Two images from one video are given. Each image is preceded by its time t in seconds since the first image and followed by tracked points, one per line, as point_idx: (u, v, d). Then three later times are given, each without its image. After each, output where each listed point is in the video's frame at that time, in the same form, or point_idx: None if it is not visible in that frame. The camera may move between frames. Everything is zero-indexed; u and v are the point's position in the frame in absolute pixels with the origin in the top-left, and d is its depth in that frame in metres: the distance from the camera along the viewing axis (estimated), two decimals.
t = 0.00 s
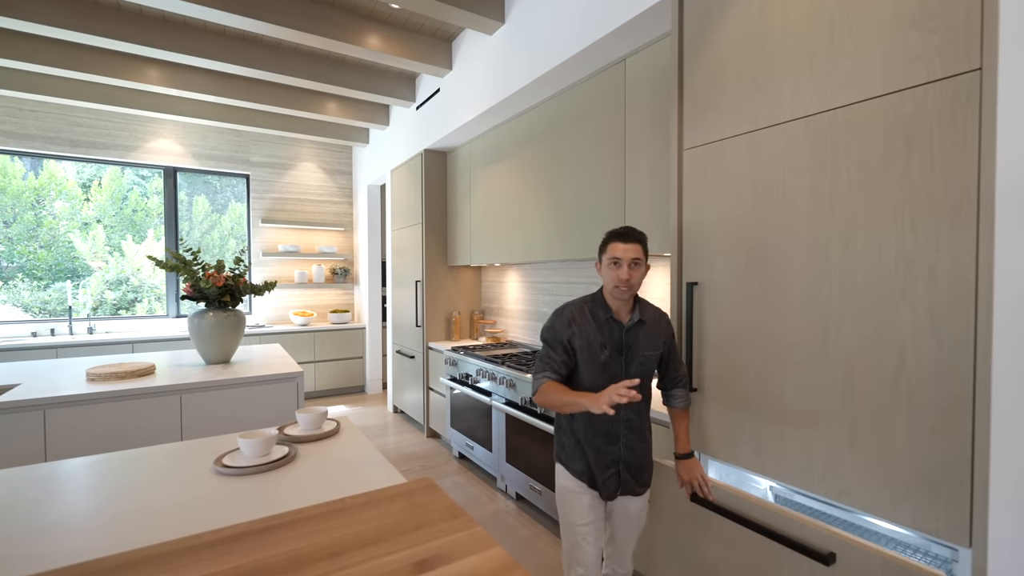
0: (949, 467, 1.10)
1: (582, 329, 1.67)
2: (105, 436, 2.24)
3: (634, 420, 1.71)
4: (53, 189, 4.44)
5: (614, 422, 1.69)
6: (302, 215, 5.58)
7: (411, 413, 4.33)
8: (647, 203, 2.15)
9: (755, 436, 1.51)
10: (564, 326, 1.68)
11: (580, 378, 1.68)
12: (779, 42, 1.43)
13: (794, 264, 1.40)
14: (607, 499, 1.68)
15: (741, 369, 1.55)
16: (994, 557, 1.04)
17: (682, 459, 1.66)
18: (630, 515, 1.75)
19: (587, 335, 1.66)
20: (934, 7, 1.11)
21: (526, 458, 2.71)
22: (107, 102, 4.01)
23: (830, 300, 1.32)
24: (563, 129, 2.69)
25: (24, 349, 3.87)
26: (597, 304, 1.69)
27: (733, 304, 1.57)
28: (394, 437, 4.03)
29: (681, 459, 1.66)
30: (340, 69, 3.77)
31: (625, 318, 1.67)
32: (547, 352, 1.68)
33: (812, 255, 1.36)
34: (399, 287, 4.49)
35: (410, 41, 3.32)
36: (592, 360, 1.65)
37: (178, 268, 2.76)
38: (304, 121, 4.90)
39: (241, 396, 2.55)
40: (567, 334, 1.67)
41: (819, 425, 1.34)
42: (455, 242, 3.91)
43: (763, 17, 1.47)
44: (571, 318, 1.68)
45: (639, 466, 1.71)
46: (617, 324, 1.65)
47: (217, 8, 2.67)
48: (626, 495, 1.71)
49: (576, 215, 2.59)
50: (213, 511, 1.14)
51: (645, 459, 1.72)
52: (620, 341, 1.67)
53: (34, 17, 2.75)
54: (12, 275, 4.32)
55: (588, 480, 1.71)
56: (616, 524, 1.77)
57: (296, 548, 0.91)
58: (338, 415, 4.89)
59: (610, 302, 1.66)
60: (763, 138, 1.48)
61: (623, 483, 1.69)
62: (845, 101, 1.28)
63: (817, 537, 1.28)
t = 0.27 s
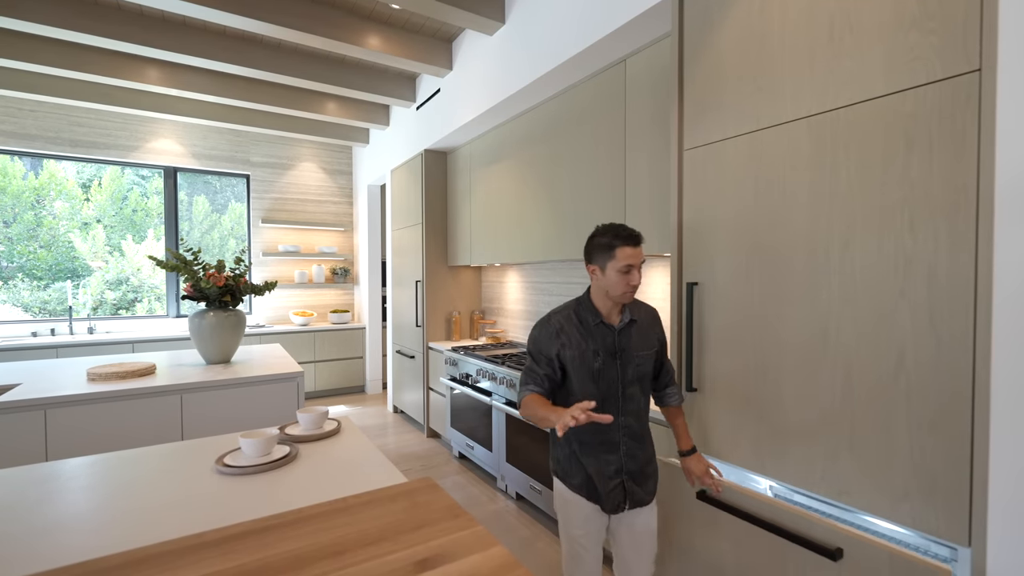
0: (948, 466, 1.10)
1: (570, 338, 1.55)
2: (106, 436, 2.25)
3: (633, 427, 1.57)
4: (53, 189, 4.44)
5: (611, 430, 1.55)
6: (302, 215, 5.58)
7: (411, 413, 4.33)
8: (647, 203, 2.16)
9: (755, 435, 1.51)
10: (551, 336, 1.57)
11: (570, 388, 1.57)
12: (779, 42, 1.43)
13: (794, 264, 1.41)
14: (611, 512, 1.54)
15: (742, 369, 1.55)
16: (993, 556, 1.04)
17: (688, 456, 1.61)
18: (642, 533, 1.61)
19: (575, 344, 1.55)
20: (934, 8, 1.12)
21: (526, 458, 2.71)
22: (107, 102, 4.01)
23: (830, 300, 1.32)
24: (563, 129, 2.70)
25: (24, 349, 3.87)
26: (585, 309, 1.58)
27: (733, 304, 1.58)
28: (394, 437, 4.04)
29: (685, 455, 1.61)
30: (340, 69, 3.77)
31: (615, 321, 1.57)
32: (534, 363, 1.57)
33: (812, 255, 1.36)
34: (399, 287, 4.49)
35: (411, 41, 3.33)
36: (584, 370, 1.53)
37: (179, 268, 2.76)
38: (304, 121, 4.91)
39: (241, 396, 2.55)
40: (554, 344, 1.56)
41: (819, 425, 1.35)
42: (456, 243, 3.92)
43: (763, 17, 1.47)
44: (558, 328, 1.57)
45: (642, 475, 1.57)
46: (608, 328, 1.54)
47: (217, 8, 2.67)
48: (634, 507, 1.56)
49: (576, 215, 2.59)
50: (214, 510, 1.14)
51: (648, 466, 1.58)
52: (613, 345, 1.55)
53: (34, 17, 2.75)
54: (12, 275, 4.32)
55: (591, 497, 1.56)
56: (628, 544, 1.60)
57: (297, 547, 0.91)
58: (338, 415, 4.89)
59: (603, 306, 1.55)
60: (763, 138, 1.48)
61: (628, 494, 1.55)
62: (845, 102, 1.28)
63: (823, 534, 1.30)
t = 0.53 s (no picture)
0: (945, 466, 1.11)
1: (570, 336, 1.55)
2: (106, 436, 2.25)
3: (631, 431, 1.54)
4: (53, 190, 4.45)
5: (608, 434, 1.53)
6: (302, 215, 5.59)
7: (411, 413, 4.34)
8: (646, 203, 2.17)
9: (754, 435, 1.52)
10: (552, 334, 1.57)
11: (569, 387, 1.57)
12: (777, 44, 1.44)
13: (792, 265, 1.41)
14: (603, 517, 1.52)
15: (740, 369, 1.56)
16: (989, 554, 1.05)
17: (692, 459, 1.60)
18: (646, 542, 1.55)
19: (575, 342, 1.54)
20: (930, 10, 1.12)
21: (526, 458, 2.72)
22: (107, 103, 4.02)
23: (828, 301, 1.33)
24: (562, 130, 2.70)
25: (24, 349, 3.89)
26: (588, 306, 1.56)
27: (731, 305, 1.58)
28: (394, 437, 4.04)
29: (689, 459, 1.60)
30: (340, 70, 3.78)
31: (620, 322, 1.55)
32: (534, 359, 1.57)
33: (810, 256, 1.37)
34: (399, 287, 4.50)
35: (410, 42, 3.33)
36: (582, 370, 1.52)
37: (179, 269, 2.77)
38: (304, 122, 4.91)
39: (242, 396, 2.56)
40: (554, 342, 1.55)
41: (817, 424, 1.36)
42: (455, 243, 3.93)
43: (761, 20, 1.48)
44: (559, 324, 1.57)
45: (639, 482, 1.53)
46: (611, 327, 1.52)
47: (217, 10, 2.68)
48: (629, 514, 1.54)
49: (575, 216, 2.60)
50: (216, 510, 1.15)
51: (646, 474, 1.55)
52: (614, 346, 1.53)
53: (34, 18, 2.76)
54: (12, 276, 4.33)
55: (585, 499, 1.55)
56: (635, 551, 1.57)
57: (298, 546, 0.92)
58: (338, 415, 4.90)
59: (605, 304, 1.54)
60: (761, 140, 1.49)
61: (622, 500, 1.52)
62: (842, 104, 1.29)
63: (826, 528, 1.34)
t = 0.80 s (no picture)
0: (938, 466, 1.12)
1: (573, 329, 1.56)
2: (107, 436, 2.26)
3: (629, 436, 1.47)
4: (52, 190, 4.46)
5: (601, 435, 1.49)
6: (302, 215, 5.60)
7: (410, 413, 4.34)
8: (644, 204, 2.18)
9: (750, 435, 1.53)
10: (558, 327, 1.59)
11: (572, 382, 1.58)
12: (773, 46, 1.45)
13: (788, 266, 1.42)
14: (591, 515, 1.52)
15: (737, 369, 1.57)
16: (981, 553, 1.06)
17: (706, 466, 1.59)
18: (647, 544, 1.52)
19: (578, 337, 1.55)
20: (923, 14, 1.14)
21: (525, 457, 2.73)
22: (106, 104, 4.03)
23: (823, 302, 1.34)
24: (561, 131, 2.71)
25: (24, 349, 3.90)
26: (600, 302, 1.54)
27: (728, 305, 1.59)
28: (394, 437, 4.05)
29: (705, 467, 1.59)
30: (339, 71, 3.79)
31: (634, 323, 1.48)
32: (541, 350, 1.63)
33: (805, 257, 1.38)
34: (399, 287, 4.51)
35: (409, 43, 3.34)
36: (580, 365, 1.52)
37: (179, 269, 2.78)
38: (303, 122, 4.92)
39: (241, 396, 2.57)
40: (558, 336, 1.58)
41: (812, 424, 1.37)
42: (455, 243, 3.94)
43: (757, 22, 1.49)
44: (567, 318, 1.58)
45: (633, 491, 1.46)
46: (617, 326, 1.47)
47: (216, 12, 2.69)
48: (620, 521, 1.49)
49: (574, 216, 2.61)
50: (215, 510, 1.16)
51: (643, 484, 1.47)
52: (617, 346, 1.48)
53: (34, 20, 2.77)
54: (12, 276, 4.34)
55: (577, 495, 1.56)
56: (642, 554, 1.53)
57: (297, 545, 0.93)
58: (337, 415, 4.91)
59: (614, 304, 1.50)
60: (758, 142, 1.50)
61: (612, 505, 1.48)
62: (837, 106, 1.30)
63: (829, 519, 1.33)
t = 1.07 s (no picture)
0: (932, 466, 1.13)
1: (602, 331, 1.60)
2: (105, 436, 2.27)
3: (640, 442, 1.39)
4: (51, 190, 4.46)
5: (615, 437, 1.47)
6: (301, 216, 5.60)
7: (409, 413, 4.35)
8: (642, 204, 2.18)
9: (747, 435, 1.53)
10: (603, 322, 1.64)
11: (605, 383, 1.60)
12: (769, 48, 1.46)
13: (784, 267, 1.43)
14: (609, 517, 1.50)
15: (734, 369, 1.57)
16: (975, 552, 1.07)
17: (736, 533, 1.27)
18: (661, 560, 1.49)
19: (605, 338, 1.57)
20: (918, 17, 1.14)
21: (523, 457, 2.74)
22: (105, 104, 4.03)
23: (818, 302, 1.34)
24: (559, 131, 2.72)
25: (24, 349, 3.90)
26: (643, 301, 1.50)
27: (725, 306, 1.60)
28: (392, 437, 4.06)
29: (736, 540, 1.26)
30: (338, 71, 3.80)
31: (655, 329, 1.40)
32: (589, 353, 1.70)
33: (801, 258, 1.39)
34: (397, 287, 4.51)
35: (408, 44, 3.35)
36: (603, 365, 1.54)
37: (178, 269, 2.78)
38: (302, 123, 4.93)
39: (240, 396, 2.57)
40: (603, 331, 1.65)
41: (808, 425, 1.37)
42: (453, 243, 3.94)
43: (753, 24, 1.50)
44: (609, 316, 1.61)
45: (643, 502, 1.39)
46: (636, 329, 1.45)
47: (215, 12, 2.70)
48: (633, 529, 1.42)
49: (572, 216, 2.62)
50: (213, 509, 1.16)
51: (653, 497, 1.37)
52: (634, 348, 1.44)
53: (33, 20, 2.77)
54: (11, 276, 4.34)
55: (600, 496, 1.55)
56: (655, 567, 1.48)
57: (293, 544, 0.93)
58: (336, 415, 4.92)
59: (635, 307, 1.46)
60: (754, 143, 1.51)
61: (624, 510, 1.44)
62: (832, 108, 1.31)
63: (835, 513, 1.32)
